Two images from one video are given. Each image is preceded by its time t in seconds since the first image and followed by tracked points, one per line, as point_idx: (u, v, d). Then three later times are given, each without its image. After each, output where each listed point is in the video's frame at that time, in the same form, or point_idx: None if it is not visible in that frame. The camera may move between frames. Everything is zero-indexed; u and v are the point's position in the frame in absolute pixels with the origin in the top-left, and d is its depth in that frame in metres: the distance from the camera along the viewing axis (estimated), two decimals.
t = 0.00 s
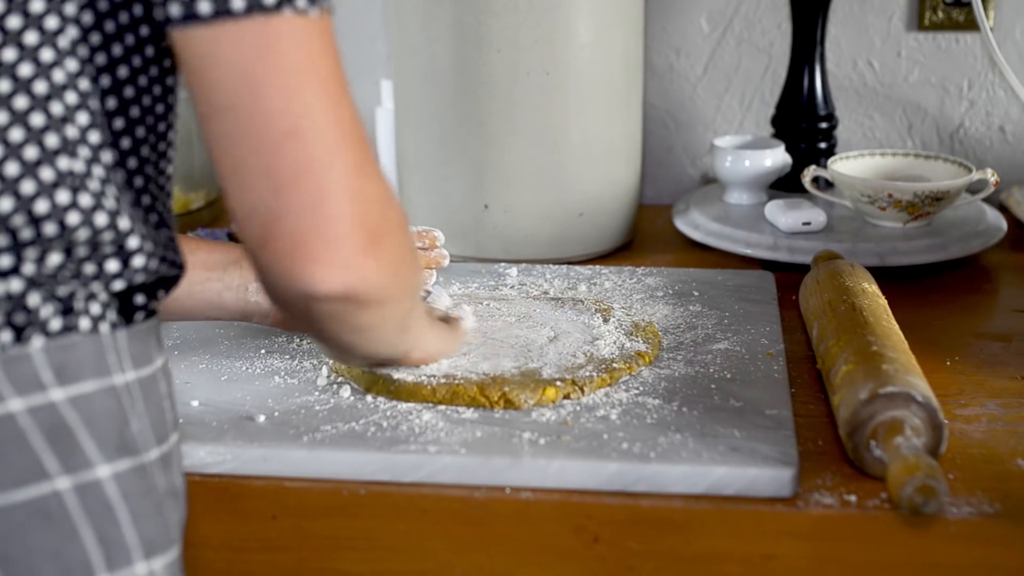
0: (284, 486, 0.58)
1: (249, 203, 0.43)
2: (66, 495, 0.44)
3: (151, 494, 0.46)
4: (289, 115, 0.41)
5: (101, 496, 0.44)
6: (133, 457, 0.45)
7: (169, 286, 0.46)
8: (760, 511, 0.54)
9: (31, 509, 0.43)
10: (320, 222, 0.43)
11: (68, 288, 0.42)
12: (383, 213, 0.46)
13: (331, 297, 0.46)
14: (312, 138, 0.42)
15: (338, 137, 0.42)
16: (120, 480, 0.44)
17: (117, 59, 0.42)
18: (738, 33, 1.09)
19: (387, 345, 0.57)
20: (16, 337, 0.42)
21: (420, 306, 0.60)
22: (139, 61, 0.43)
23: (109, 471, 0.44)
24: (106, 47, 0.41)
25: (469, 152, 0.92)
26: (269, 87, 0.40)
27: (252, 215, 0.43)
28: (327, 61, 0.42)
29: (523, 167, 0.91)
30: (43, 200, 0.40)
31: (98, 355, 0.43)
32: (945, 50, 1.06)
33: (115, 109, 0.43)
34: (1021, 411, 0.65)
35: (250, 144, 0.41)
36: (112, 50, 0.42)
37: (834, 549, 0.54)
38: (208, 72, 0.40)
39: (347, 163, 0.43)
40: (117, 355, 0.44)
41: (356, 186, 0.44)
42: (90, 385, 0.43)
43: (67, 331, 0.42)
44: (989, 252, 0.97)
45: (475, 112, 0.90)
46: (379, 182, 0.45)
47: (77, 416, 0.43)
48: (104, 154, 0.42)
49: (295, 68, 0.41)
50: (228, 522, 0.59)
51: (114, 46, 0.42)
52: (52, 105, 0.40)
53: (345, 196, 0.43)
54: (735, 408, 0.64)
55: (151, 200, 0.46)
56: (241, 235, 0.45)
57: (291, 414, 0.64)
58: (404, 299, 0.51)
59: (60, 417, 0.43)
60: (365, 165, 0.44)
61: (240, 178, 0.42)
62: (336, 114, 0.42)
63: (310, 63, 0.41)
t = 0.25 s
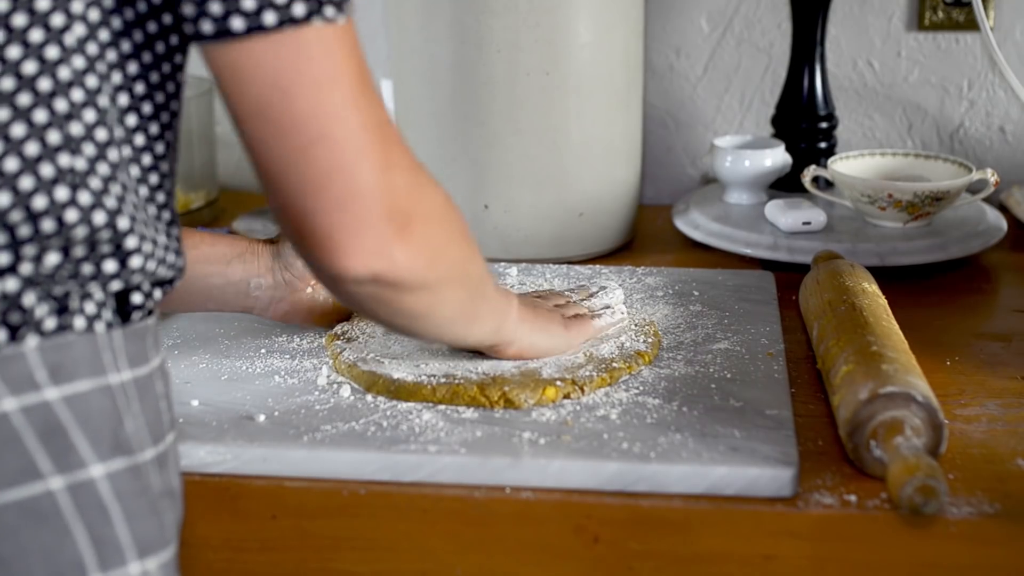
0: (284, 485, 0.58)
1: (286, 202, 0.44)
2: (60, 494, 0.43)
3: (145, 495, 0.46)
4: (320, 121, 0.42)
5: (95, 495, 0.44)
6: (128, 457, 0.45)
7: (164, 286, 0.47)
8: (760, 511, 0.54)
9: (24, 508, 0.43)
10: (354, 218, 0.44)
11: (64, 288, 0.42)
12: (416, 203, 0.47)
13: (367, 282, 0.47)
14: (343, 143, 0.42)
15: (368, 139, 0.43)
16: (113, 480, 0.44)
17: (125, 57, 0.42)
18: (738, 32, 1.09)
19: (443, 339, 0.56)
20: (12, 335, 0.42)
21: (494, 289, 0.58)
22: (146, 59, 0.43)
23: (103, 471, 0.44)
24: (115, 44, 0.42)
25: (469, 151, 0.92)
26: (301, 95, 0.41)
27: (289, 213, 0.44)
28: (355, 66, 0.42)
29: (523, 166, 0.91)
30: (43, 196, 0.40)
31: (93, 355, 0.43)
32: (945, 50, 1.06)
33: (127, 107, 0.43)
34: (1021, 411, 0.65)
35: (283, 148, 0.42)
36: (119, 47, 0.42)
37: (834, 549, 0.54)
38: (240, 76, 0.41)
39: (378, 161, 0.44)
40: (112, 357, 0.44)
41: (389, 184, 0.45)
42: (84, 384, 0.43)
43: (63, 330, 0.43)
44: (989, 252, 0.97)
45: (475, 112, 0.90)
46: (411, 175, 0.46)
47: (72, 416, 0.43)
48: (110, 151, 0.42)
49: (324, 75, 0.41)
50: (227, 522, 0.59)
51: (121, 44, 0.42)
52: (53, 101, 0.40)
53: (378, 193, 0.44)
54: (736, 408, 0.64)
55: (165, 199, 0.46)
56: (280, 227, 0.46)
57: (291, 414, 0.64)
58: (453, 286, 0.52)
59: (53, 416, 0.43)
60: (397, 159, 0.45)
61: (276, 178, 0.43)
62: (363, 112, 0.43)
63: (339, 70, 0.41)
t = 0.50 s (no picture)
0: (284, 486, 0.58)
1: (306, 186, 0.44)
2: (50, 494, 0.43)
3: (137, 495, 0.46)
4: (336, 105, 0.41)
5: (86, 496, 0.44)
6: (121, 457, 0.45)
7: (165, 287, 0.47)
8: (760, 511, 0.54)
9: (15, 509, 0.43)
10: (374, 196, 0.44)
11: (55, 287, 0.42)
12: (433, 177, 0.47)
13: (389, 260, 0.47)
14: (360, 125, 0.42)
15: (383, 119, 0.43)
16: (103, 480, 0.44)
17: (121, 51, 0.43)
18: (738, 33, 1.09)
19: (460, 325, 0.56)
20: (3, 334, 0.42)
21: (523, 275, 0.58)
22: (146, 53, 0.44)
23: (93, 471, 0.44)
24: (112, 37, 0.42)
25: (469, 152, 0.92)
26: (316, 80, 0.41)
27: (309, 197, 0.44)
28: (366, 47, 0.42)
29: (522, 167, 0.91)
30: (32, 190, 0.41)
31: (86, 355, 0.43)
32: (945, 50, 1.06)
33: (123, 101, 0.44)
34: (1021, 411, 0.65)
35: (300, 136, 0.42)
36: (116, 41, 0.43)
37: (833, 549, 0.54)
38: (254, 66, 0.40)
39: (395, 140, 0.44)
40: (105, 358, 0.44)
41: (406, 161, 0.45)
42: (76, 385, 0.43)
43: (55, 329, 0.43)
44: (989, 252, 0.97)
45: (475, 112, 0.90)
46: (427, 150, 0.46)
47: (65, 417, 0.43)
48: (104, 145, 0.42)
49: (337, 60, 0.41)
50: (227, 522, 0.59)
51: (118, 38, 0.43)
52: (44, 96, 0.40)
53: (396, 170, 0.44)
54: (736, 408, 0.64)
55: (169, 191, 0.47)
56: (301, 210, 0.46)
57: (291, 414, 0.64)
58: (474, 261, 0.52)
59: (44, 416, 0.43)
60: (412, 136, 0.45)
61: (295, 165, 0.43)
62: (376, 94, 0.43)
63: (350, 53, 0.41)
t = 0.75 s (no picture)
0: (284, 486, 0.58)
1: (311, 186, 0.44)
2: (58, 488, 0.43)
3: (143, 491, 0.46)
4: (342, 106, 0.41)
5: (94, 490, 0.44)
6: (127, 454, 0.45)
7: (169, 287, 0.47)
8: (760, 511, 0.54)
9: (24, 501, 0.43)
10: (378, 197, 0.44)
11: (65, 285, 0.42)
12: (436, 178, 0.47)
13: (389, 257, 0.47)
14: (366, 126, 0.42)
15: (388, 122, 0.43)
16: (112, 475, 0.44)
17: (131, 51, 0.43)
18: (738, 33, 1.09)
19: (451, 317, 0.57)
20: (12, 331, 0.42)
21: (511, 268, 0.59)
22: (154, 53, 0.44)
23: (102, 465, 0.44)
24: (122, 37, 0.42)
25: (469, 152, 0.92)
26: (322, 83, 0.41)
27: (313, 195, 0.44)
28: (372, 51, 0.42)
29: (523, 167, 0.92)
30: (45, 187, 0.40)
31: (93, 351, 0.43)
32: (945, 50, 1.06)
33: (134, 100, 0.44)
34: (1021, 411, 0.65)
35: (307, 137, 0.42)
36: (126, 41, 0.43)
37: (834, 549, 0.54)
38: (264, 69, 0.40)
39: (400, 141, 0.44)
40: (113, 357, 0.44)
41: (410, 163, 0.45)
42: (84, 379, 0.43)
43: (63, 326, 0.43)
44: (989, 252, 0.97)
45: (475, 112, 0.90)
46: (430, 151, 0.46)
47: (74, 411, 0.43)
48: (116, 143, 0.42)
49: (345, 62, 0.41)
50: (227, 522, 0.59)
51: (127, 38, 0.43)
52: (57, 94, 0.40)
53: (400, 171, 0.44)
54: (735, 408, 0.64)
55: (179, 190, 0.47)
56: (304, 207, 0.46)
57: (291, 414, 0.64)
58: (472, 257, 0.52)
59: (54, 410, 0.43)
60: (417, 138, 0.45)
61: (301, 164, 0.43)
62: (382, 99, 0.42)
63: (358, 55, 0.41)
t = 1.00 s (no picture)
0: (284, 486, 0.58)
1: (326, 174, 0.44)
2: (72, 486, 0.43)
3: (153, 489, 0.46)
4: (359, 96, 0.41)
5: (108, 489, 0.44)
6: (138, 451, 0.45)
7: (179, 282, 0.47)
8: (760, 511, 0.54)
9: (37, 500, 0.43)
10: (392, 184, 0.44)
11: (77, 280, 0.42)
12: (446, 165, 0.47)
13: (402, 244, 0.47)
14: (382, 114, 0.42)
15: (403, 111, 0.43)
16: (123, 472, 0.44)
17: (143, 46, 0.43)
18: (738, 33, 1.09)
19: (450, 303, 0.57)
20: (25, 330, 0.42)
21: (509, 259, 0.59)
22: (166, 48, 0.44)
23: (114, 464, 0.44)
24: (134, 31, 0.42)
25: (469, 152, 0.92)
26: (340, 73, 0.41)
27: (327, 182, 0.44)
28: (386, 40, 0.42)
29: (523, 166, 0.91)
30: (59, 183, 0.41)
31: (104, 350, 0.43)
32: (945, 51, 1.06)
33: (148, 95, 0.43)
34: (1021, 411, 0.65)
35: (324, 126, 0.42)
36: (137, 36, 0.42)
37: (835, 549, 0.54)
38: (282, 62, 0.40)
39: (413, 129, 0.44)
40: (123, 354, 0.44)
41: (422, 150, 0.45)
42: (96, 378, 0.43)
43: (75, 323, 0.43)
44: (989, 252, 0.97)
45: (475, 112, 0.90)
46: (440, 140, 0.46)
47: (87, 411, 0.43)
48: (129, 138, 0.42)
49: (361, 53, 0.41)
50: (227, 522, 0.59)
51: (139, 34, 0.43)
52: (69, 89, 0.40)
53: (413, 158, 0.44)
54: (735, 408, 0.64)
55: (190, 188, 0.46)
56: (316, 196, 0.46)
57: (291, 414, 0.64)
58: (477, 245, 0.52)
59: (66, 409, 0.43)
60: (428, 125, 0.45)
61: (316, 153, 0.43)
62: (396, 85, 0.43)
63: (374, 45, 0.41)
